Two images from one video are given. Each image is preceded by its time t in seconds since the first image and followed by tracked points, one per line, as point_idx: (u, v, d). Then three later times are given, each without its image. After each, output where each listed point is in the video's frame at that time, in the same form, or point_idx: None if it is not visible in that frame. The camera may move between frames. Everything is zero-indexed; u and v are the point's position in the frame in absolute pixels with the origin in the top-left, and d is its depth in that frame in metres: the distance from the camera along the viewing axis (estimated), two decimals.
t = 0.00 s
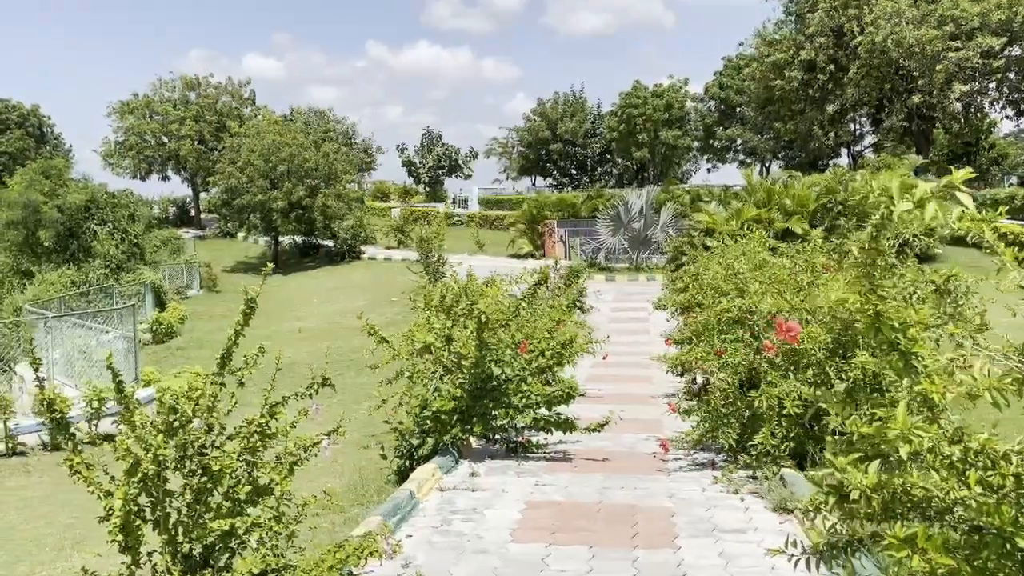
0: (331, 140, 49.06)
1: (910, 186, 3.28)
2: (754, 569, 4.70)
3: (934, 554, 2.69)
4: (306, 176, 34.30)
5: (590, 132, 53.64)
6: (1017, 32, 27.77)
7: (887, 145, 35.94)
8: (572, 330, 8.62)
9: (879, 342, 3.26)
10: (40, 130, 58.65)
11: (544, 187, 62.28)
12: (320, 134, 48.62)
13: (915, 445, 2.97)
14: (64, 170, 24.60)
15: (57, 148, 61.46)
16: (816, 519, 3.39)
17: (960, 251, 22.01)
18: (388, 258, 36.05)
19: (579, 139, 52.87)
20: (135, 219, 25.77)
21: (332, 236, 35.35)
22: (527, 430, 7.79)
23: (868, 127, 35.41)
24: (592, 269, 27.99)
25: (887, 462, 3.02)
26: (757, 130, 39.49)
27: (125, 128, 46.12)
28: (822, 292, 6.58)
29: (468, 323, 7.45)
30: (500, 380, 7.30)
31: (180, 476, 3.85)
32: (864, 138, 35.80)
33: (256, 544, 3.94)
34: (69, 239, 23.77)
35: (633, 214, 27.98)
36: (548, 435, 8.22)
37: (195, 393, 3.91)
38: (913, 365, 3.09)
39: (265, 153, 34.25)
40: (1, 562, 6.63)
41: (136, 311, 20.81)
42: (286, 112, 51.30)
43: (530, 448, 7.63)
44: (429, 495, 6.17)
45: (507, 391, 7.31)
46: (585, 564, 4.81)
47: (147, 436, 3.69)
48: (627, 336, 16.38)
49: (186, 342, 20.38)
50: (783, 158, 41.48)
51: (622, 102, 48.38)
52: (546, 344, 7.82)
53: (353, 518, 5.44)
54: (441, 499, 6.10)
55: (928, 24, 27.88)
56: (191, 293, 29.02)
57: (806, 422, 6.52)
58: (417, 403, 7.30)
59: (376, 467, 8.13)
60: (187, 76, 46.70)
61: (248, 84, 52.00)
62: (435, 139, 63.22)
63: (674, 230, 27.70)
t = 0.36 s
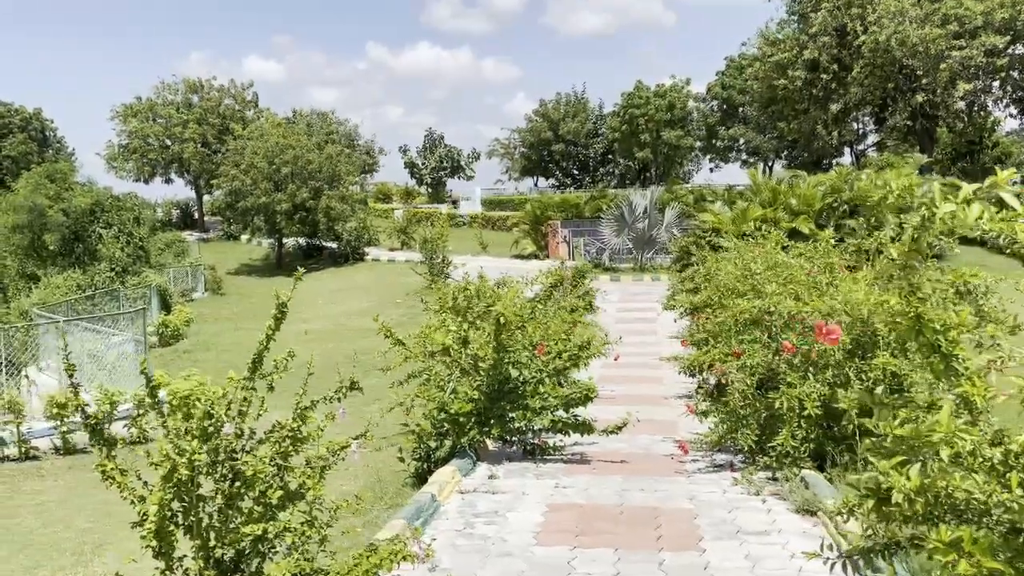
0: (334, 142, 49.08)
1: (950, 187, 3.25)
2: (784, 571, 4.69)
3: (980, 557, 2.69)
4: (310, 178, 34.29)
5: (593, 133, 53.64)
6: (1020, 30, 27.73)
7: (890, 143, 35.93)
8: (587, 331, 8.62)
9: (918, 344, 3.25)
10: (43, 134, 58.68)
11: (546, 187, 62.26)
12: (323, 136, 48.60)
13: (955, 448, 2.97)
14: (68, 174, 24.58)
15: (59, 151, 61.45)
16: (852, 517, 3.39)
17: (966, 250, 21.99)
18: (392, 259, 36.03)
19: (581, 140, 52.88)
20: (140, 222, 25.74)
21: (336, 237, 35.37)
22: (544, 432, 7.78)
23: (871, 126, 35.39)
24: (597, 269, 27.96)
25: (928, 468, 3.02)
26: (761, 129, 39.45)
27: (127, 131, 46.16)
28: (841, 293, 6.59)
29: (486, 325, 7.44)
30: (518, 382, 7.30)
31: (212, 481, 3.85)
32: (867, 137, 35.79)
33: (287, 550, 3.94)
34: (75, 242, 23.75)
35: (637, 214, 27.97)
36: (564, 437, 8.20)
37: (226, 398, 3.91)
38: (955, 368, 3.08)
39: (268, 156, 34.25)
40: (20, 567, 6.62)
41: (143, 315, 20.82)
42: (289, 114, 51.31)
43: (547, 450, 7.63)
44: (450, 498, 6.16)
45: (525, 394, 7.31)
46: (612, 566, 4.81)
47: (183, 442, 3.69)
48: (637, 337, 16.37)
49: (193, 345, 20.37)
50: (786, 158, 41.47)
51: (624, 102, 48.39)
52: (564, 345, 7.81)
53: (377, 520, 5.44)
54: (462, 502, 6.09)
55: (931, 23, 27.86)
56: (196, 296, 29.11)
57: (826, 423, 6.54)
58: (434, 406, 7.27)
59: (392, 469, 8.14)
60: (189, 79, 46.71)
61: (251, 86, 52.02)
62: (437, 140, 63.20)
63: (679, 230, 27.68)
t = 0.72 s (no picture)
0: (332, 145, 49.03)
1: (967, 193, 3.25)
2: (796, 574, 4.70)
3: (1000, 560, 2.70)
4: (309, 181, 34.24)
5: (591, 135, 53.64)
6: (1017, 32, 27.79)
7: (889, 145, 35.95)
8: (593, 334, 8.62)
9: (934, 348, 3.27)
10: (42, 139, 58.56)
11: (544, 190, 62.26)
12: (322, 139, 48.56)
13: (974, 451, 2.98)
14: (68, 177, 24.53)
15: (57, 155, 61.34)
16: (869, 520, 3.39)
17: (965, 252, 22.01)
18: (391, 262, 35.99)
19: (580, 142, 52.88)
20: (140, 225, 25.68)
21: (335, 240, 35.35)
22: (551, 435, 7.79)
23: (869, 128, 35.41)
24: (597, 271, 27.91)
25: (946, 472, 3.03)
26: (760, 131, 39.47)
27: (126, 134, 46.09)
28: (848, 295, 6.59)
29: (493, 328, 7.43)
30: (526, 386, 7.28)
31: (227, 486, 3.86)
32: (865, 139, 35.79)
33: (301, 555, 3.94)
34: (75, 246, 23.70)
35: (637, 216, 27.95)
36: (570, 440, 8.20)
37: (242, 404, 3.92)
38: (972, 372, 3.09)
39: (267, 159, 34.18)
40: (29, 572, 6.61)
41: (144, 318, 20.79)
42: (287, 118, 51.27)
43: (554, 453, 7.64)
44: (459, 503, 6.16)
45: (532, 397, 7.30)
46: (623, 570, 4.82)
47: (200, 447, 3.70)
48: (641, 339, 16.35)
49: (193, 349, 20.34)
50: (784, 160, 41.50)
51: (622, 105, 48.45)
52: (570, 348, 7.80)
53: (387, 524, 5.43)
54: (470, 506, 6.09)
55: (929, 25, 27.91)
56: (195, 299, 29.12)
57: (833, 425, 6.55)
58: (442, 410, 7.27)
59: (400, 473, 8.13)
60: (187, 83, 46.65)
61: (249, 90, 51.98)
62: (436, 143, 63.20)
63: (679, 232, 27.67)
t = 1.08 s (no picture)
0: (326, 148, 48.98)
1: (969, 196, 3.27)
2: None
3: (1003, 563, 2.71)
4: (302, 184, 34.17)
5: (585, 138, 53.73)
6: (1009, 36, 27.93)
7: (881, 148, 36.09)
8: (590, 337, 8.61)
9: (936, 351, 3.27)
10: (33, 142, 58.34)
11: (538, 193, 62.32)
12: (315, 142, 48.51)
13: (976, 453, 2.99)
14: (59, 180, 24.45)
15: (49, 157, 61.14)
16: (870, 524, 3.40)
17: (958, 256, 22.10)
18: (385, 265, 35.95)
19: (573, 145, 52.97)
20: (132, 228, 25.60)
21: (328, 244, 35.41)
22: (548, 438, 7.80)
23: (861, 132, 35.56)
24: (592, 274, 27.90)
25: (949, 474, 3.04)
26: (753, 134, 39.57)
27: (118, 137, 45.99)
28: (845, 298, 6.61)
29: (491, 330, 7.41)
30: (524, 389, 7.27)
31: (228, 489, 3.84)
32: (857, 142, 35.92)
33: (302, 559, 3.92)
34: (67, 249, 23.62)
35: (631, 219, 27.90)
36: (567, 443, 8.21)
37: (243, 406, 3.91)
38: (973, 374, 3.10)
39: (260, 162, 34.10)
40: None
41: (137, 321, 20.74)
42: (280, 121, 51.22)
43: (551, 456, 7.64)
44: (457, 506, 6.15)
45: (530, 400, 7.28)
46: (623, 572, 4.82)
47: (201, 451, 3.69)
48: (636, 342, 16.37)
49: (186, 352, 20.27)
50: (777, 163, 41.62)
51: (616, 108, 48.57)
52: (568, 351, 7.80)
53: (386, 528, 5.41)
54: (468, 510, 6.08)
55: (921, 29, 28.04)
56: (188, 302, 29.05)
57: (830, 427, 6.57)
58: (440, 413, 7.25)
59: (397, 476, 8.11)
60: (180, 85, 46.56)
61: (241, 92, 51.91)
62: (430, 146, 63.20)
63: (673, 235, 27.70)
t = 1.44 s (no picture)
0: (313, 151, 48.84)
1: (965, 199, 3.26)
2: None
3: (998, 567, 2.70)
4: (289, 187, 34.05)
5: (573, 143, 53.81)
6: (995, 43, 28.14)
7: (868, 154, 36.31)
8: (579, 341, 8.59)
9: (932, 356, 3.26)
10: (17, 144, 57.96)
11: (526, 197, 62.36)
12: (301, 144, 48.36)
13: (972, 456, 2.98)
14: (43, 182, 24.26)
15: (33, 159, 60.73)
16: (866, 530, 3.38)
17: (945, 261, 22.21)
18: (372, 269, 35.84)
19: (561, 150, 53.06)
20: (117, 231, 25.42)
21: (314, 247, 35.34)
22: (538, 442, 7.77)
23: (848, 138, 35.77)
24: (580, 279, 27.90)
25: (945, 478, 3.03)
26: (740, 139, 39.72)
27: (103, 139, 45.72)
28: (835, 303, 6.61)
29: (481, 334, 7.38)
30: (514, 393, 7.24)
31: (217, 493, 3.79)
32: (845, 148, 36.15)
33: (292, 564, 3.87)
34: (51, 252, 23.43)
35: (619, 223, 27.98)
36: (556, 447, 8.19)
37: (232, 409, 3.86)
38: (969, 376, 3.09)
39: (246, 164, 33.94)
40: None
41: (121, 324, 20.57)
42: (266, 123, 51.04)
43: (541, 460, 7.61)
44: (447, 511, 6.11)
45: (520, 404, 7.25)
46: None
47: (191, 455, 3.65)
48: (626, 346, 16.41)
49: (171, 355, 20.13)
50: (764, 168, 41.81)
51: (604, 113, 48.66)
52: (558, 355, 7.77)
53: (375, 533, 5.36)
54: (458, 514, 6.04)
55: (908, 35, 28.21)
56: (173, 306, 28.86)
57: (820, 432, 6.58)
58: (429, 417, 7.21)
59: (385, 481, 8.06)
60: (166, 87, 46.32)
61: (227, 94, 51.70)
62: (417, 149, 63.16)
63: (661, 240, 27.77)
